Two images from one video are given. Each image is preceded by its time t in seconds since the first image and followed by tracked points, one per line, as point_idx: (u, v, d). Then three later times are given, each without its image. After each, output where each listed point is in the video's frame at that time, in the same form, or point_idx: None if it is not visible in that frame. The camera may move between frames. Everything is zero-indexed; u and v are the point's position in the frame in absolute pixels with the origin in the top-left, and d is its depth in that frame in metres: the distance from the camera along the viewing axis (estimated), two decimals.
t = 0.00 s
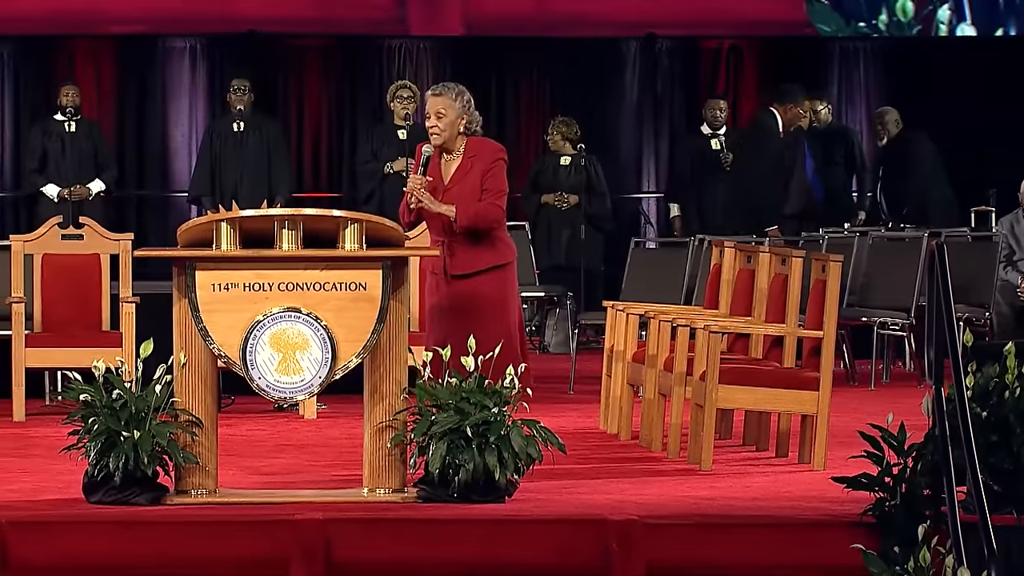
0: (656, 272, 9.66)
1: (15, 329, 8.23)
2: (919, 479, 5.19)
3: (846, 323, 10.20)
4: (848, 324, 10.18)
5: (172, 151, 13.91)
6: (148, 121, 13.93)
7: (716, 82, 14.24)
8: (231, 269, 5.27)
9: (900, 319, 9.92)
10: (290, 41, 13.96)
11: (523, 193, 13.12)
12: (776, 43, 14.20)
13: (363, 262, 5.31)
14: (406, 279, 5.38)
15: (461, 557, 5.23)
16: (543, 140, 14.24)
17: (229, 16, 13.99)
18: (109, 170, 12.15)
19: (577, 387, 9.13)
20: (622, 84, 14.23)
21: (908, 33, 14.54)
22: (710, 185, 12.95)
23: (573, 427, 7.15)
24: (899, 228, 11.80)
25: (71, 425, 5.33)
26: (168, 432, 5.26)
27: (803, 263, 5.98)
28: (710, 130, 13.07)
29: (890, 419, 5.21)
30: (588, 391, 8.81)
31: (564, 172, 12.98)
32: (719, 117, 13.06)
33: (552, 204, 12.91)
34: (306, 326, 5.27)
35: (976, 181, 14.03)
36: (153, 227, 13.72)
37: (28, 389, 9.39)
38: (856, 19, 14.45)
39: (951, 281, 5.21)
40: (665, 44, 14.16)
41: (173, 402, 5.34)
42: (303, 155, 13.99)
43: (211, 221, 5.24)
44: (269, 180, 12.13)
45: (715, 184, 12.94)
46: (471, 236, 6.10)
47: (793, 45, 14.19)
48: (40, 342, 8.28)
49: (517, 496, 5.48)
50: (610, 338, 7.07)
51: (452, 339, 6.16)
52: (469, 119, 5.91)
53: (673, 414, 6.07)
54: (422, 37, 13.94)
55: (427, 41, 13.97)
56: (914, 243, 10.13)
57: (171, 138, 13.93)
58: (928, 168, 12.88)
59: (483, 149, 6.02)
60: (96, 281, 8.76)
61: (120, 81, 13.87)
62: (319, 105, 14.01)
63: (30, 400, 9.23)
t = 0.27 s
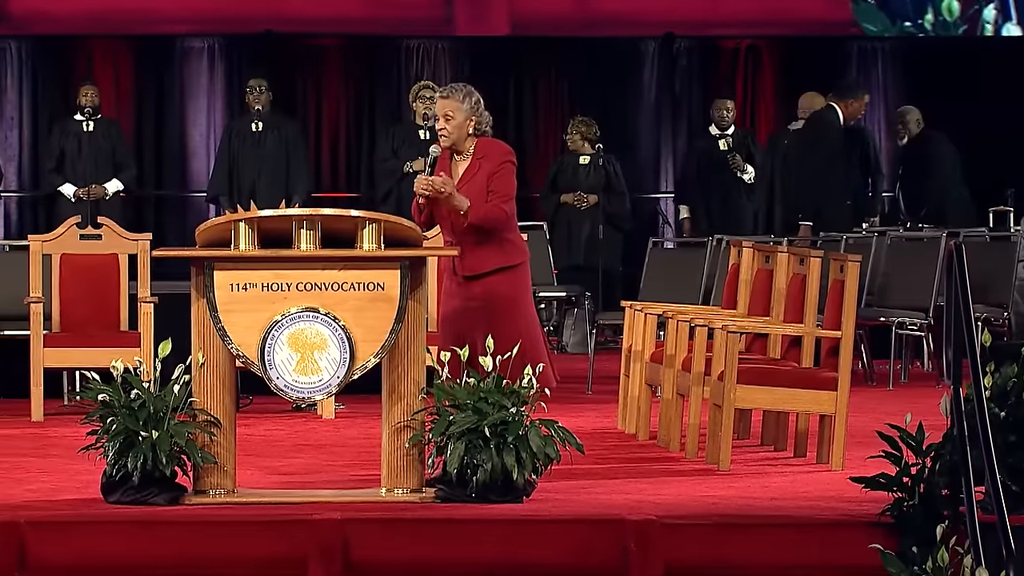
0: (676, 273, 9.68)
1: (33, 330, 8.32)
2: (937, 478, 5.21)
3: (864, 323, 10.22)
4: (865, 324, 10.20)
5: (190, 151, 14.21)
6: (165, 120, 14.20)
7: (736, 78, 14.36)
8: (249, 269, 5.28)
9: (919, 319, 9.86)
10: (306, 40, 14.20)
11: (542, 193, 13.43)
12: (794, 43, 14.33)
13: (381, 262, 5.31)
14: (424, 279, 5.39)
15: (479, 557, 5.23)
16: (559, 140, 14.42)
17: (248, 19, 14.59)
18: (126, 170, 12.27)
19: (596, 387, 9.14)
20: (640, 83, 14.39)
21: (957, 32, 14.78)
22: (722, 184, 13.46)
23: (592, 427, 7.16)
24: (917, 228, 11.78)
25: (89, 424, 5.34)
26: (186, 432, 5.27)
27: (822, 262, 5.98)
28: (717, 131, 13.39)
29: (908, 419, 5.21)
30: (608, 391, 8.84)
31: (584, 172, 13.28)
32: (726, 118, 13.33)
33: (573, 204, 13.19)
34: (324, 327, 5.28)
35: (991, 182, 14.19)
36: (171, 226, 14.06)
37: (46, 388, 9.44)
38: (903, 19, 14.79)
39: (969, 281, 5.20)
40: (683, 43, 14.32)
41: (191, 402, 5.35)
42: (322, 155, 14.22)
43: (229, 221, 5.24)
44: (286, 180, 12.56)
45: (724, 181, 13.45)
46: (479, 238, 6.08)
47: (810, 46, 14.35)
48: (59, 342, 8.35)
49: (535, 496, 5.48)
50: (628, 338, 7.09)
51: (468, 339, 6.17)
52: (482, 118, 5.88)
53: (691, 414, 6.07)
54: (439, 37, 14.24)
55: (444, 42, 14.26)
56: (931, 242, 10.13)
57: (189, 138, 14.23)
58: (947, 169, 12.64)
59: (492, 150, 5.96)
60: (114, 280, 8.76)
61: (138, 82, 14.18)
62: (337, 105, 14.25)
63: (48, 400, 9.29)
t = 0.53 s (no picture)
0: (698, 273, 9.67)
1: (55, 329, 8.30)
2: (958, 479, 5.20)
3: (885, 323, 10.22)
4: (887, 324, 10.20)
5: (212, 152, 13.95)
6: (187, 120, 13.97)
7: (758, 79, 14.32)
8: (270, 269, 5.28)
9: (941, 319, 9.87)
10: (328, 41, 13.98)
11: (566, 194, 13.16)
12: (816, 43, 14.33)
13: (402, 262, 5.31)
14: (446, 279, 5.39)
15: (501, 557, 5.23)
16: (582, 140, 14.32)
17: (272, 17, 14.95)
18: (149, 169, 12.16)
19: (617, 387, 9.14)
20: (662, 84, 14.29)
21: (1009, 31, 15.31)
22: (731, 184, 13.13)
23: (614, 427, 7.15)
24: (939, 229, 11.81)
25: (111, 424, 5.34)
26: (207, 432, 5.26)
27: (844, 262, 5.98)
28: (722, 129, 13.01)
29: (930, 419, 5.20)
30: (630, 391, 8.84)
31: (608, 171, 13.04)
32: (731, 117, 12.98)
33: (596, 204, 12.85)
34: (345, 326, 5.27)
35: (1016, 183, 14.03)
36: (193, 227, 13.81)
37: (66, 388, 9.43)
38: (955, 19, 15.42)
39: (991, 281, 5.19)
40: (705, 43, 14.19)
41: (212, 401, 5.34)
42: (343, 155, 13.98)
43: (251, 221, 5.24)
44: (308, 181, 12.61)
45: (734, 181, 13.14)
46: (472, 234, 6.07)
47: (831, 46, 14.31)
48: (82, 341, 8.34)
49: (557, 495, 5.48)
50: (650, 337, 7.09)
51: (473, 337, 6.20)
52: (488, 117, 5.95)
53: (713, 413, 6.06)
54: (463, 37, 14.00)
55: (467, 42, 14.03)
56: (953, 242, 10.12)
57: (211, 139, 13.96)
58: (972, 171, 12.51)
59: (486, 150, 5.93)
60: (136, 280, 8.77)
61: (160, 81, 13.96)
62: (359, 106, 14.05)
63: (68, 400, 9.28)
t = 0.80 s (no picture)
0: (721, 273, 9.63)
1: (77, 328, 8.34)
2: (981, 478, 5.21)
3: (906, 322, 10.28)
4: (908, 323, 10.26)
5: (235, 151, 14.23)
6: (210, 118, 14.27)
7: (780, 79, 14.43)
8: (293, 269, 5.28)
9: (963, 318, 10.06)
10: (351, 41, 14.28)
11: (592, 193, 13.10)
12: (837, 42, 14.41)
13: (425, 261, 5.31)
14: (468, 279, 5.40)
15: (524, 557, 5.24)
16: (604, 139, 14.49)
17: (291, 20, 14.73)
18: (172, 167, 12.05)
19: (640, 387, 9.13)
20: (685, 84, 14.36)
21: None
22: (745, 184, 13.10)
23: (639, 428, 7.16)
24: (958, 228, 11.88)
25: (134, 424, 5.34)
26: (230, 431, 5.27)
27: (866, 262, 6.01)
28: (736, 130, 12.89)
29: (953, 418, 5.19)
30: (655, 391, 8.84)
31: (636, 171, 12.95)
32: (744, 116, 12.84)
33: (622, 202, 12.84)
34: (367, 326, 5.27)
35: None
36: (216, 226, 14.09)
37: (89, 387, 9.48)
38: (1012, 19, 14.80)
39: (1014, 281, 5.17)
40: (726, 43, 14.33)
41: (235, 401, 5.35)
42: (367, 149, 14.30)
43: (273, 220, 5.24)
44: (329, 177, 12.52)
45: (748, 181, 13.09)
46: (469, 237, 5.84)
47: (849, 47, 14.50)
48: (103, 341, 8.36)
49: (580, 495, 5.48)
50: (672, 337, 7.11)
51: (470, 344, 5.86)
52: (487, 117, 5.77)
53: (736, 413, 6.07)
54: (484, 37, 14.24)
55: (488, 41, 14.27)
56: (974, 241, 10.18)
57: (234, 139, 14.25)
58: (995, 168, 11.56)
59: (484, 150, 5.79)
60: (159, 279, 8.77)
61: (182, 76, 14.22)
62: (381, 103, 14.34)
63: (90, 400, 9.30)
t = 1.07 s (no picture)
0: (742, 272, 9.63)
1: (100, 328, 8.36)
2: (1004, 478, 5.16)
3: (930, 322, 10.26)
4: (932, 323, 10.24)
5: (258, 152, 14.47)
6: (233, 119, 14.49)
7: (804, 77, 14.75)
8: (316, 269, 5.28)
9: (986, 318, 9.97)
10: (374, 41, 14.51)
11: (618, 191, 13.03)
12: (861, 42, 14.70)
13: (448, 261, 5.31)
14: (490, 278, 5.39)
15: (547, 556, 5.24)
16: (627, 138, 14.84)
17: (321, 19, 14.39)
18: (197, 167, 12.07)
19: (663, 387, 9.13)
20: (708, 84, 14.70)
21: None
22: (765, 183, 13.05)
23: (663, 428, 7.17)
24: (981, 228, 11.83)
25: (157, 423, 5.34)
26: (254, 431, 5.28)
27: (890, 262, 6.01)
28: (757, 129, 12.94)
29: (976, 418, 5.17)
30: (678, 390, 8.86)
31: (663, 170, 12.85)
32: (767, 115, 12.89)
33: (649, 200, 12.76)
34: (390, 325, 5.28)
35: None
36: (240, 226, 14.31)
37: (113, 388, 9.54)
38: None
39: None
40: (749, 42, 14.65)
41: (258, 400, 5.35)
42: (391, 143, 14.61)
43: (296, 220, 5.22)
44: (353, 176, 12.57)
45: (769, 180, 13.04)
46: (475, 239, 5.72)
47: (873, 46, 14.74)
48: (126, 340, 8.38)
49: (603, 495, 5.48)
50: (695, 337, 7.13)
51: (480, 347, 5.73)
52: (490, 117, 5.62)
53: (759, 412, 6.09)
54: (507, 37, 14.54)
55: (510, 41, 14.57)
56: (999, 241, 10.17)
57: (257, 139, 14.47)
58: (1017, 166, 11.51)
59: (486, 150, 5.66)
60: (182, 279, 8.77)
61: (205, 75, 14.42)
62: (405, 102, 14.62)
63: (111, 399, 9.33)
